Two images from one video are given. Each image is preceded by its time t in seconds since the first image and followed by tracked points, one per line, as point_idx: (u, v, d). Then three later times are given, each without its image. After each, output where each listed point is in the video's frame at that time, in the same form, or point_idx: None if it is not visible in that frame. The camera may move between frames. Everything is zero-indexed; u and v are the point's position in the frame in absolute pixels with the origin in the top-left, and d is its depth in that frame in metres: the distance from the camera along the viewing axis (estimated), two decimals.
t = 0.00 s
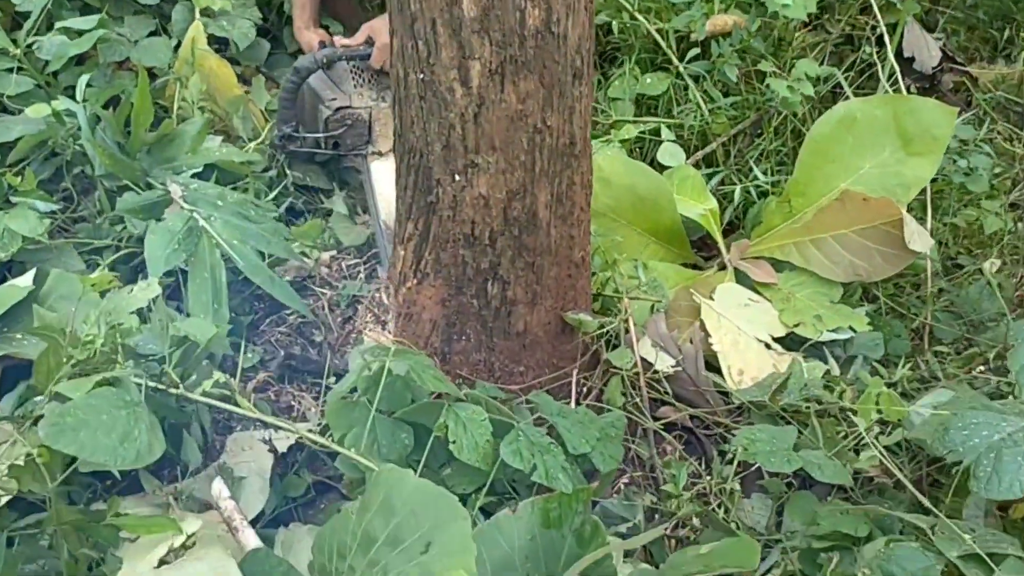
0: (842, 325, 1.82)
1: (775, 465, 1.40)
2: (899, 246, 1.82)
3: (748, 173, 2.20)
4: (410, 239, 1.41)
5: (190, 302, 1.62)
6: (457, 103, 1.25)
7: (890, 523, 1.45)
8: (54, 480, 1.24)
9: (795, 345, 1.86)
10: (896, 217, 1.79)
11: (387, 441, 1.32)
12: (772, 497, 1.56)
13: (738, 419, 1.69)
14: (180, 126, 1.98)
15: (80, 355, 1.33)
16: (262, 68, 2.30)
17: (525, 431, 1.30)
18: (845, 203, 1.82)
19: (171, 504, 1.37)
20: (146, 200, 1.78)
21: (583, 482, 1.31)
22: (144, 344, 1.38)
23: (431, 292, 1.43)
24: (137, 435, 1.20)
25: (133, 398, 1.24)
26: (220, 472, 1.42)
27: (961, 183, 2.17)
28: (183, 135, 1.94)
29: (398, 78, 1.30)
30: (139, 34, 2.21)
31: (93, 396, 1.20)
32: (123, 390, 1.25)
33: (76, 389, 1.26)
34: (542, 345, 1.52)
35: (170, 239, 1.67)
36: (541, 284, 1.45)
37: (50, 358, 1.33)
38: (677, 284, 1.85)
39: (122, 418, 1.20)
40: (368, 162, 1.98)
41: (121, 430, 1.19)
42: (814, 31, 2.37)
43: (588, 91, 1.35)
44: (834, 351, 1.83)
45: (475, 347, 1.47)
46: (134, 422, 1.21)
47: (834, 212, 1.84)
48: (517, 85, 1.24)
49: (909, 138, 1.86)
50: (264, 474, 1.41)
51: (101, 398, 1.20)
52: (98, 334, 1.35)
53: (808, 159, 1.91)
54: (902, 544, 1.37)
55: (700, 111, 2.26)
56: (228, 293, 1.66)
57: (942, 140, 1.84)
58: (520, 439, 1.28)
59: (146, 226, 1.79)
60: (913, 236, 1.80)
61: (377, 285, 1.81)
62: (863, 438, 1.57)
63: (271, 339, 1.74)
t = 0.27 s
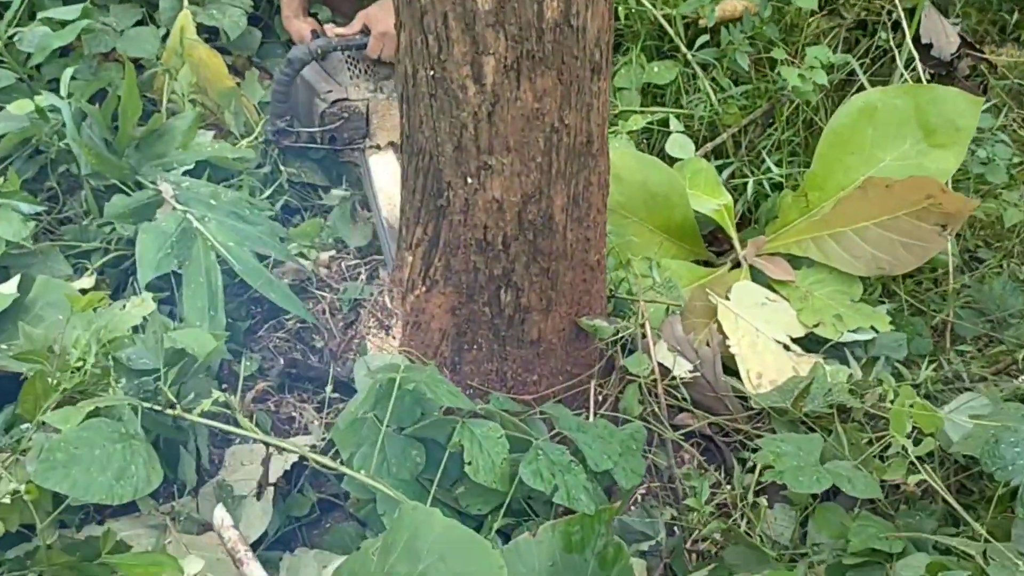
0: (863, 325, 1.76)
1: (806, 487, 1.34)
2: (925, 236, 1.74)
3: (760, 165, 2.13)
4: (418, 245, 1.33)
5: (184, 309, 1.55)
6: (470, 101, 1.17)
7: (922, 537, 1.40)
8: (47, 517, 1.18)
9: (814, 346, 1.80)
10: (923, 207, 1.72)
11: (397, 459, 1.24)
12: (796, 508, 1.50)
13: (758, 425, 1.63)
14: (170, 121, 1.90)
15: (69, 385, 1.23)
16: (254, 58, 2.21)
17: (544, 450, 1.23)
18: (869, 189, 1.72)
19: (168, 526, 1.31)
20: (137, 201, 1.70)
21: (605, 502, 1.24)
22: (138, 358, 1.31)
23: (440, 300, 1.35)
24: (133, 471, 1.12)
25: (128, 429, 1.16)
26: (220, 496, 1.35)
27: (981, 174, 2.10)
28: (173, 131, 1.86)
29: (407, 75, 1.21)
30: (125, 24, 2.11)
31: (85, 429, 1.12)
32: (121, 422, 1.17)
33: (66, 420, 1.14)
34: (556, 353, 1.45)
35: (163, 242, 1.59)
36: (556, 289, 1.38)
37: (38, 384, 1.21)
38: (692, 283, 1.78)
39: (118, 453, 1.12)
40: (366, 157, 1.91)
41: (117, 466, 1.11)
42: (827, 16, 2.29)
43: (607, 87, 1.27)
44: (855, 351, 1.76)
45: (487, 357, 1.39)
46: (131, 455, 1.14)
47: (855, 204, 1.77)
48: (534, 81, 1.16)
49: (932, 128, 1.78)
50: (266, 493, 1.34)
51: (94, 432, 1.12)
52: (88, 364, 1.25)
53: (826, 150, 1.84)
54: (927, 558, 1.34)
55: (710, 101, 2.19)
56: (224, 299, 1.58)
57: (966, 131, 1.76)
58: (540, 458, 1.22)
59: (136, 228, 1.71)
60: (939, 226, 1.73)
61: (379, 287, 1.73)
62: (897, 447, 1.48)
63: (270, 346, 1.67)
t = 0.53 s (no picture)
0: (882, 326, 1.70)
1: (837, 501, 1.27)
2: (947, 233, 1.68)
3: (770, 158, 2.07)
4: (426, 252, 1.27)
5: (179, 315, 1.48)
6: (483, 102, 1.10)
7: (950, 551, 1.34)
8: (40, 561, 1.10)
9: (830, 347, 1.75)
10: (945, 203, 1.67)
11: (407, 480, 1.18)
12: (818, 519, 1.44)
13: (777, 432, 1.57)
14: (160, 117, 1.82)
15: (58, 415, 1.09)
16: (247, 49, 2.13)
17: (563, 469, 1.17)
18: (887, 185, 1.68)
19: (165, 547, 1.22)
20: (128, 202, 1.62)
21: (626, 523, 1.18)
22: (132, 376, 1.23)
23: (450, 309, 1.29)
24: (130, 510, 1.05)
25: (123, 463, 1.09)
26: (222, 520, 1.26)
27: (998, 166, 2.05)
28: (164, 126, 1.77)
29: (415, 74, 1.15)
30: (112, 14, 2.03)
31: (80, 465, 1.05)
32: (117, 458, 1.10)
33: (58, 456, 1.06)
34: (570, 361, 1.39)
35: (157, 244, 1.52)
36: (570, 297, 1.31)
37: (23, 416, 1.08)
38: (705, 283, 1.73)
39: (114, 490, 1.05)
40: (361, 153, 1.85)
41: (113, 504, 1.04)
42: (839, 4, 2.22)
43: (626, 86, 1.20)
44: (873, 353, 1.71)
45: (497, 367, 1.34)
46: (127, 492, 1.07)
47: (874, 199, 1.71)
48: (550, 81, 1.10)
49: (953, 122, 1.72)
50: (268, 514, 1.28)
51: (90, 468, 1.05)
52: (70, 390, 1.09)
53: (844, 144, 1.78)
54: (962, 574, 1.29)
55: (718, 92, 2.12)
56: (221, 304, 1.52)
57: (990, 124, 1.69)
58: (559, 479, 1.16)
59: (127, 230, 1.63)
60: (961, 222, 1.67)
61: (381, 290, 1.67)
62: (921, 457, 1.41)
63: (269, 353, 1.60)
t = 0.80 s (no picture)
0: (895, 317, 1.67)
1: (850, 498, 1.22)
2: (960, 225, 1.65)
3: (777, 144, 2.02)
4: (432, 248, 1.22)
5: (176, 307, 1.42)
6: (493, 92, 1.06)
7: (970, 549, 1.31)
8: None
9: (842, 339, 1.71)
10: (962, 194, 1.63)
11: (415, 481, 1.14)
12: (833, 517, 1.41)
13: (788, 428, 1.54)
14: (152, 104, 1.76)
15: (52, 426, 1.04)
16: (241, 34, 2.08)
17: (576, 471, 1.13)
18: (904, 178, 1.64)
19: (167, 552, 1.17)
20: (122, 192, 1.57)
21: (641, 527, 1.14)
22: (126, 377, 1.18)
23: (457, 306, 1.24)
24: (131, 527, 1.01)
25: (123, 478, 1.04)
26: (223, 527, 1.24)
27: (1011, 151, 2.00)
28: (157, 113, 1.70)
29: (422, 63, 1.10)
30: None
31: (76, 482, 1.00)
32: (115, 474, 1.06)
33: (54, 472, 1.01)
34: (579, 358, 1.34)
35: (153, 236, 1.47)
36: (581, 292, 1.27)
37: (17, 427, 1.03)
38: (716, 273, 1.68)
39: (113, 506, 1.01)
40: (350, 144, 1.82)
41: (111, 522, 1.00)
42: None
43: (640, 74, 1.15)
44: (886, 344, 1.67)
45: (505, 365, 1.29)
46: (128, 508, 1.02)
47: (888, 188, 1.68)
48: (563, 71, 1.05)
49: (969, 108, 1.68)
50: (270, 517, 1.24)
51: (86, 485, 1.00)
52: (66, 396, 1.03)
53: (856, 131, 1.75)
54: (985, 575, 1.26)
55: (724, 77, 2.08)
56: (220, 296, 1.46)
57: (1006, 111, 1.65)
58: (572, 482, 1.11)
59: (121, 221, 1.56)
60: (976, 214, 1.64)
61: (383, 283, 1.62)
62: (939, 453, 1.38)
63: (267, 349, 1.56)
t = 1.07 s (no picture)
0: (907, 305, 1.65)
1: (870, 495, 1.22)
2: (973, 212, 1.64)
3: (784, 130, 2.00)
4: (442, 241, 1.20)
5: (179, 303, 1.41)
6: (505, 84, 1.03)
7: (985, 541, 1.30)
8: None
9: (852, 328, 1.69)
10: (974, 180, 1.62)
11: (427, 479, 1.12)
12: (845, 508, 1.40)
13: (800, 418, 1.52)
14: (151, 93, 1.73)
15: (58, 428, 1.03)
16: (240, 20, 2.05)
17: (590, 468, 1.11)
18: (917, 163, 1.63)
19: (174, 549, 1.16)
20: (123, 185, 1.54)
21: (656, 524, 1.12)
22: (132, 372, 1.18)
23: (467, 300, 1.22)
24: (146, 535, 0.99)
25: (137, 484, 1.02)
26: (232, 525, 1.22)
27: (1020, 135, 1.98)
28: (155, 104, 1.66)
29: (432, 53, 1.07)
30: None
31: (88, 490, 0.98)
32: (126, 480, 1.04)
33: (66, 481, 1.00)
34: (590, 351, 1.32)
35: (153, 232, 1.45)
36: (592, 285, 1.25)
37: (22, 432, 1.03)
38: (724, 263, 1.67)
39: (126, 514, 0.99)
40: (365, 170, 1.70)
41: (126, 530, 0.98)
42: None
43: (653, 63, 1.13)
44: (896, 333, 1.66)
45: (516, 358, 1.27)
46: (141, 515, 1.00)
47: (899, 174, 1.66)
48: (577, 61, 1.03)
49: (982, 94, 1.67)
50: (279, 514, 1.22)
51: (99, 493, 0.99)
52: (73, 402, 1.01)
53: (867, 117, 1.73)
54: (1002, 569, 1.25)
55: (731, 61, 2.05)
56: (224, 289, 1.44)
57: (1020, 97, 1.64)
58: (587, 480, 1.10)
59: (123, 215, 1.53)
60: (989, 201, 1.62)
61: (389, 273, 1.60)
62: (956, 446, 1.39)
63: (271, 342, 1.54)
